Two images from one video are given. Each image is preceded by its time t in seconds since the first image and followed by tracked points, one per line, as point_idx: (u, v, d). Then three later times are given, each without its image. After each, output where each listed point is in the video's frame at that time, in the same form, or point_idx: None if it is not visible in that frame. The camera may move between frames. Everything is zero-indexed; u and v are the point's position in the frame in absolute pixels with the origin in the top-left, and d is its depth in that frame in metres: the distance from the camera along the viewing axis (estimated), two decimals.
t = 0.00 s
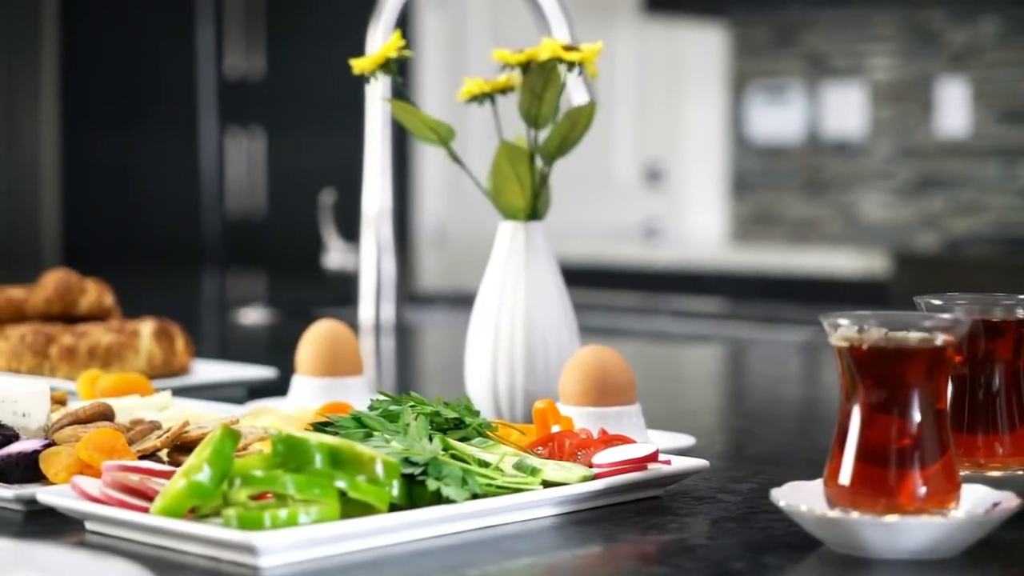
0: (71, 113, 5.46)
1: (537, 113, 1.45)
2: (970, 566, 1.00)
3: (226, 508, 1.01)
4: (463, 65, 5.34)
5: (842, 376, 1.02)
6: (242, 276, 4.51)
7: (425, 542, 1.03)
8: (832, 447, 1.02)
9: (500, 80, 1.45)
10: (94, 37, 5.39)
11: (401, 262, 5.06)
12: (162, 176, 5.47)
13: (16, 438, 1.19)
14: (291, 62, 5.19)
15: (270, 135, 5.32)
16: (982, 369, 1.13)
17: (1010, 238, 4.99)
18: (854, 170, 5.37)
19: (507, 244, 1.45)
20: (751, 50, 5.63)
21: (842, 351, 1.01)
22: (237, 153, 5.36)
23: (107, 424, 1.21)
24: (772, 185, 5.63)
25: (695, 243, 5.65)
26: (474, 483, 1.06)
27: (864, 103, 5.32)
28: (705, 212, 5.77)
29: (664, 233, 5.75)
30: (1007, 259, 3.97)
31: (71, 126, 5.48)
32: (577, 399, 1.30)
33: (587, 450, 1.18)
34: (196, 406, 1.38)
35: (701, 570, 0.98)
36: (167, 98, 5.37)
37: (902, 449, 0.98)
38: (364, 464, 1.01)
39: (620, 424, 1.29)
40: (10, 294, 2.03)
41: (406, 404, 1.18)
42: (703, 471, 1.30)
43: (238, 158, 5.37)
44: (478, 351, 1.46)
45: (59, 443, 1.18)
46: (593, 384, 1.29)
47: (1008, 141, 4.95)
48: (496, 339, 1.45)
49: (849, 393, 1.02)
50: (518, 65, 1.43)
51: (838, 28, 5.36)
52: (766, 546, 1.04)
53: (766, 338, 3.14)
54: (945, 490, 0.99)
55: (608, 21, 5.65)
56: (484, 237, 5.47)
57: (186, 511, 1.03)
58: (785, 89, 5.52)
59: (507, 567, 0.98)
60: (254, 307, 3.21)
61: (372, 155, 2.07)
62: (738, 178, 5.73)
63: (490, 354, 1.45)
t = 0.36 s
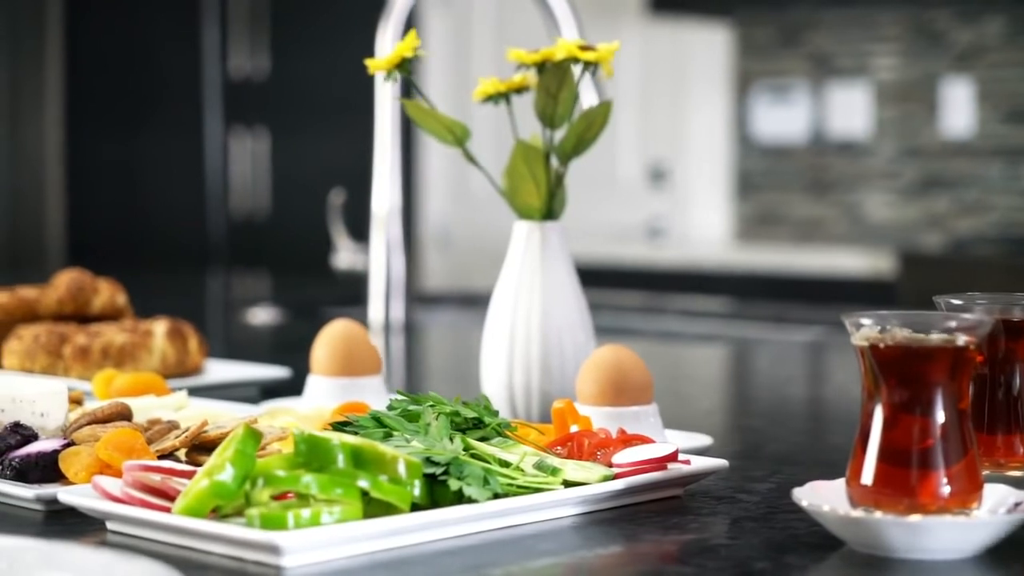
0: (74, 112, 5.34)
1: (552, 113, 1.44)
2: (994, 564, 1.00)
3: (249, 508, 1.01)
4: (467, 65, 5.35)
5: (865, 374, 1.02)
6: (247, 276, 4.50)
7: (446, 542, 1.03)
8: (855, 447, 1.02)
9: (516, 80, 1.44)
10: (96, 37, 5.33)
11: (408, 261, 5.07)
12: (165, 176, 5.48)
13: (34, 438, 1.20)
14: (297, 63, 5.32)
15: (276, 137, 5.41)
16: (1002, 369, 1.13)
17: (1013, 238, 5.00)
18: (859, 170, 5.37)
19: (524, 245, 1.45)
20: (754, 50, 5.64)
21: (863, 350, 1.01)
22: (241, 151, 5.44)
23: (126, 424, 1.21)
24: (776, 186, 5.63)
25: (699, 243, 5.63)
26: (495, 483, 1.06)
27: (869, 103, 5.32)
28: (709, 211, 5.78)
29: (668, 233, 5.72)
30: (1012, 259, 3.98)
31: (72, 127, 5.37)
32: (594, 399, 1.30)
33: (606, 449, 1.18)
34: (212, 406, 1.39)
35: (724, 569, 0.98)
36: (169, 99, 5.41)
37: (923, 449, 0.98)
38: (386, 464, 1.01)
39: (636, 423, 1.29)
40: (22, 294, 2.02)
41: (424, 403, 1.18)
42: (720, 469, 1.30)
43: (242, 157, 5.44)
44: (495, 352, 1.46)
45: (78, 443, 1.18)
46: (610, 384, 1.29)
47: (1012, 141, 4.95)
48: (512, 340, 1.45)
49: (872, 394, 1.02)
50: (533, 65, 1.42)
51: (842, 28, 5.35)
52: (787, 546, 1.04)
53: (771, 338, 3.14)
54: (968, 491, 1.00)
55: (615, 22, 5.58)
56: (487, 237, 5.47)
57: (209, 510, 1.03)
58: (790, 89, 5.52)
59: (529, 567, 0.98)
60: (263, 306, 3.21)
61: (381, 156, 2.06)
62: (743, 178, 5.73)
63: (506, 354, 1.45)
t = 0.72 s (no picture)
0: (78, 112, 5.46)
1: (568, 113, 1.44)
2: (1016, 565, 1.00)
3: (272, 508, 1.01)
4: (472, 65, 5.36)
5: (887, 373, 1.02)
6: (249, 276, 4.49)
7: (468, 542, 1.03)
8: (877, 447, 1.02)
9: (531, 80, 1.44)
10: (99, 36, 5.40)
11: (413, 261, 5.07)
12: (167, 176, 5.50)
13: (53, 439, 1.20)
14: (297, 63, 5.31)
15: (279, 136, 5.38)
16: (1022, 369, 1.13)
17: (1017, 238, 4.99)
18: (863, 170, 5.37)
19: (540, 244, 1.45)
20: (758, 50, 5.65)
21: (886, 349, 1.01)
22: (244, 152, 5.42)
23: (144, 424, 1.21)
24: (780, 185, 5.63)
25: (704, 243, 5.61)
26: (516, 483, 1.06)
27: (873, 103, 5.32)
28: (714, 210, 5.74)
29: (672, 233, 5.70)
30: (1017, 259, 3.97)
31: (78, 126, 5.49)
32: (612, 399, 1.30)
33: (625, 450, 1.18)
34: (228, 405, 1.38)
35: (747, 569, 0.98)
36: (172, 99, 5.43)
37: (946, 450, 0.98)
38: (409, 464, 1.01)
39: (652, 423, 1.29)
40: (35, 294, 2.02)
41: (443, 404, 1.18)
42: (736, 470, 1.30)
43: (246, 158, 5.43)
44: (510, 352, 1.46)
45: (96, 443, 1.19)
46: (627, 384, 1.29)
47: (1016, 141, 4.96)
48: (528, 339, 1.45)
49: (894, 394, 1.02)
50: (549, 65, 1.42)
51: (847, 28, 5.36)
52: (809, 547, 1.04)
53: (776, 338, 3.13)
54: (991, 492, 0.99)
55: (619, 22, 5.60)
56: (489, 237, 5.49)
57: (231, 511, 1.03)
58: (794, 88, 5.53)
59: (552, 567, 0.98)
60: (272, 306, 3.21)
61: (390, 156, 2.05)
62: (747, 178, 5.72)
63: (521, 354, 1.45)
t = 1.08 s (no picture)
0: (83, 116, 5.34)
1: (583, 111, 1.44)
2: None
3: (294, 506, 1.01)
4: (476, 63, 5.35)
5: (909, 371, 1.02)
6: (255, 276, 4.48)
7: (490, 541, 1.03)
8: (899, 445, 1.02)
9: (545, 78, 1.44)
10: (101, 35, 5.32)
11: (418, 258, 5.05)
12: (169, 177, 5.52)
13: (71, 437, 1.21)
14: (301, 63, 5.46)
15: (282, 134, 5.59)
16: None
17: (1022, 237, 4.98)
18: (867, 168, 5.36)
19: (557, 241, 1.45)
20: (763, 48, 5.64)
21: (908, 346, 1.01)
22: (248, 150, 5.57)
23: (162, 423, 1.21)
24: (784, 184, 5.62)
25: (708, 242, 5.63)
26: (537, 481, 1.06)
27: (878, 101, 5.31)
28: (718, 209, 5.75)
29: (676, 232, 5.72)
30: None
31: (85, 131, 5.35)
32: (629, 397, 1.30)
33: (645, 448, 1.18)
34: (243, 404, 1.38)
35: (769, 567, 0.98)
36: (173, 99, 5.47)
37: (969, 448, 0.98)
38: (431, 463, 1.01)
39: (669, 422, 1.29)
40: (48, 293, 2.03)
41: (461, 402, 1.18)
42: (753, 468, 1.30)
43: (249, 156, 5.58)
44: (526, 350, 1.46)
45: (115, 442, 1.19)
46: (645, 383, 1.29)
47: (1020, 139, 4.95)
48: (544, 337, 1.45)
49: (917, 392, 1.01)
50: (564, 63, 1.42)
51: (851, 26, 5.36)
52: (831, 546, 1.04)
53: (782, 337, 3.12)
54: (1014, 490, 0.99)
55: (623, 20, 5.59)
56: (492, 235, 5.49)
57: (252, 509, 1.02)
58: (799, 87, 5.53)
59: (574, 565, 0.98)
60: (279, 305, 3.20)
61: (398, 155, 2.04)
62: (751, 177, 5.71)
63: (537, 352, 1.45)
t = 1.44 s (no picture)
0: (87, 115, 5.39)
1: (598, 111, 1.44)
2: None
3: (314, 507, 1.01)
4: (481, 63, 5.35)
5: (929, 371, 1.02)
6: (259, 275, 4.50)
7: (510, 541, 1.03)
8: (920, 445, 1.02)
9: (560, 79, 1.44)
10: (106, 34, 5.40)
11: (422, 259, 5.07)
12: (173, 174, 5.59)
13: (88, 438, 1.21)
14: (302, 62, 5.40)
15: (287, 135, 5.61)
16: None
17: None
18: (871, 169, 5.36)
19: (571, 241, 1.45)
20: (767, 48, 5.65)
21: (928, 346, 1.01)
22: (252, 150, 5.62)
23: (179, 424, 1.21)
24: (787, 184, 5.62)
25: (711, 242, 5.64)
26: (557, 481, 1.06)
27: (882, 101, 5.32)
28: (722, 209, 5.75)
29: (679, 233, 5.75)
30: None
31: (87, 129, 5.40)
32: (645, 398, 1.30)
33: (662, 449, 1.18)
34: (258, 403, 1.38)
35: (790, 567, 0.98)
36: (173, 100, 5.55)
37: (989, 450, 0.98)
38: (451, 463, 1.01)
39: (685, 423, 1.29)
40: (60, 293, 2.03)
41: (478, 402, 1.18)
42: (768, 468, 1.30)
43: (253, 157, 5.63)
44: (540, 349, 1.46)
45: (133, 443, 1.19)
46: (661, 383, 1.29)
47: None
48: (558, 337, 1.44)
49: (937, 393, 1.01)
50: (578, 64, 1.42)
51: (855, 27, 5.37)
52: (851, 546, 1.04)
53: (787, 337, 3.12)
54: None
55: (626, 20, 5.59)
56: (495, 235, 5.49)
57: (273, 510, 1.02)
58: (803, 88, 5.53)
59: (596, 566, 0.98)
60: (286, 305, 3.21)
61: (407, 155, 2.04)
62: (755, 177, 5.71)
63: (550, 352, 1.45)
